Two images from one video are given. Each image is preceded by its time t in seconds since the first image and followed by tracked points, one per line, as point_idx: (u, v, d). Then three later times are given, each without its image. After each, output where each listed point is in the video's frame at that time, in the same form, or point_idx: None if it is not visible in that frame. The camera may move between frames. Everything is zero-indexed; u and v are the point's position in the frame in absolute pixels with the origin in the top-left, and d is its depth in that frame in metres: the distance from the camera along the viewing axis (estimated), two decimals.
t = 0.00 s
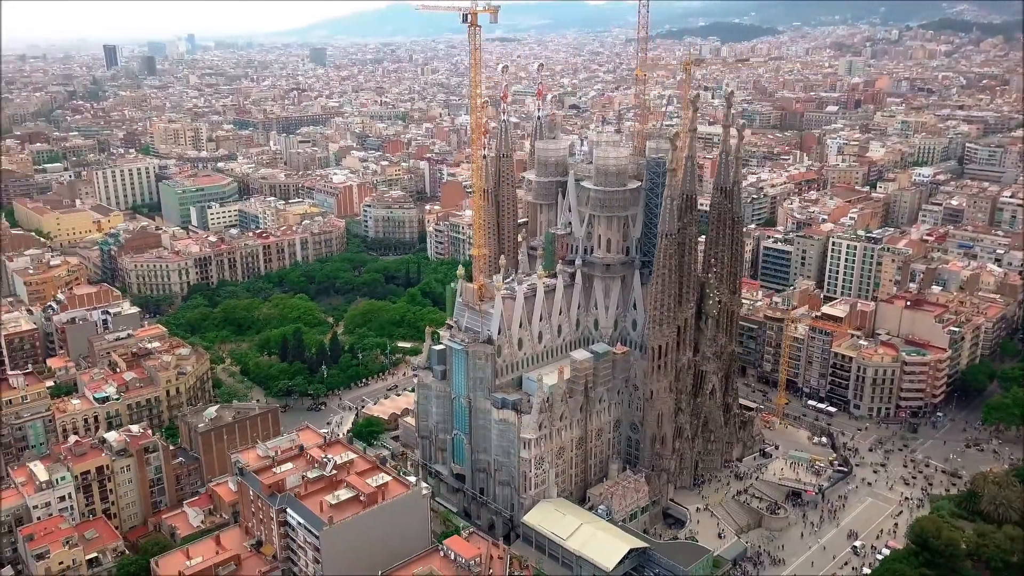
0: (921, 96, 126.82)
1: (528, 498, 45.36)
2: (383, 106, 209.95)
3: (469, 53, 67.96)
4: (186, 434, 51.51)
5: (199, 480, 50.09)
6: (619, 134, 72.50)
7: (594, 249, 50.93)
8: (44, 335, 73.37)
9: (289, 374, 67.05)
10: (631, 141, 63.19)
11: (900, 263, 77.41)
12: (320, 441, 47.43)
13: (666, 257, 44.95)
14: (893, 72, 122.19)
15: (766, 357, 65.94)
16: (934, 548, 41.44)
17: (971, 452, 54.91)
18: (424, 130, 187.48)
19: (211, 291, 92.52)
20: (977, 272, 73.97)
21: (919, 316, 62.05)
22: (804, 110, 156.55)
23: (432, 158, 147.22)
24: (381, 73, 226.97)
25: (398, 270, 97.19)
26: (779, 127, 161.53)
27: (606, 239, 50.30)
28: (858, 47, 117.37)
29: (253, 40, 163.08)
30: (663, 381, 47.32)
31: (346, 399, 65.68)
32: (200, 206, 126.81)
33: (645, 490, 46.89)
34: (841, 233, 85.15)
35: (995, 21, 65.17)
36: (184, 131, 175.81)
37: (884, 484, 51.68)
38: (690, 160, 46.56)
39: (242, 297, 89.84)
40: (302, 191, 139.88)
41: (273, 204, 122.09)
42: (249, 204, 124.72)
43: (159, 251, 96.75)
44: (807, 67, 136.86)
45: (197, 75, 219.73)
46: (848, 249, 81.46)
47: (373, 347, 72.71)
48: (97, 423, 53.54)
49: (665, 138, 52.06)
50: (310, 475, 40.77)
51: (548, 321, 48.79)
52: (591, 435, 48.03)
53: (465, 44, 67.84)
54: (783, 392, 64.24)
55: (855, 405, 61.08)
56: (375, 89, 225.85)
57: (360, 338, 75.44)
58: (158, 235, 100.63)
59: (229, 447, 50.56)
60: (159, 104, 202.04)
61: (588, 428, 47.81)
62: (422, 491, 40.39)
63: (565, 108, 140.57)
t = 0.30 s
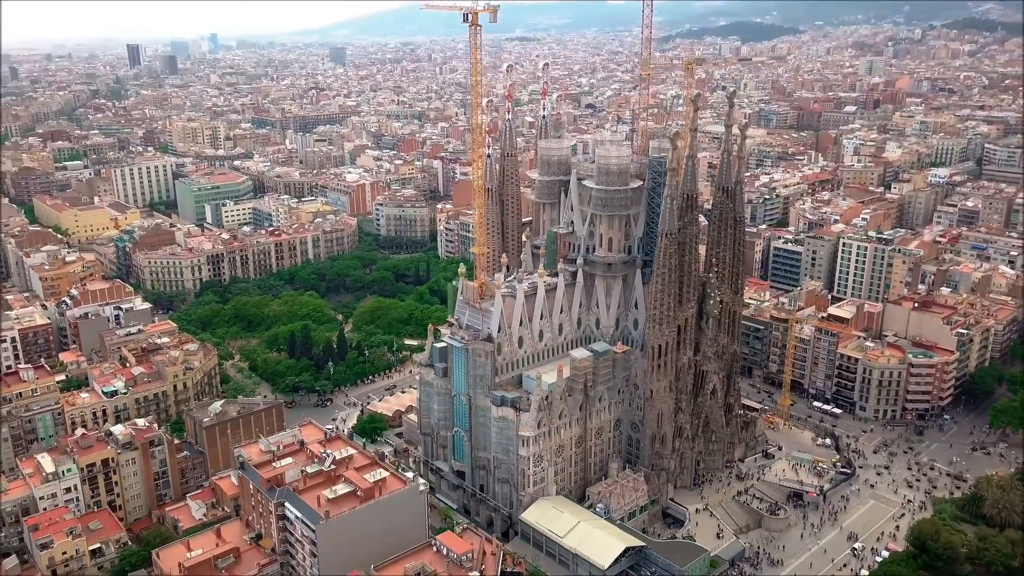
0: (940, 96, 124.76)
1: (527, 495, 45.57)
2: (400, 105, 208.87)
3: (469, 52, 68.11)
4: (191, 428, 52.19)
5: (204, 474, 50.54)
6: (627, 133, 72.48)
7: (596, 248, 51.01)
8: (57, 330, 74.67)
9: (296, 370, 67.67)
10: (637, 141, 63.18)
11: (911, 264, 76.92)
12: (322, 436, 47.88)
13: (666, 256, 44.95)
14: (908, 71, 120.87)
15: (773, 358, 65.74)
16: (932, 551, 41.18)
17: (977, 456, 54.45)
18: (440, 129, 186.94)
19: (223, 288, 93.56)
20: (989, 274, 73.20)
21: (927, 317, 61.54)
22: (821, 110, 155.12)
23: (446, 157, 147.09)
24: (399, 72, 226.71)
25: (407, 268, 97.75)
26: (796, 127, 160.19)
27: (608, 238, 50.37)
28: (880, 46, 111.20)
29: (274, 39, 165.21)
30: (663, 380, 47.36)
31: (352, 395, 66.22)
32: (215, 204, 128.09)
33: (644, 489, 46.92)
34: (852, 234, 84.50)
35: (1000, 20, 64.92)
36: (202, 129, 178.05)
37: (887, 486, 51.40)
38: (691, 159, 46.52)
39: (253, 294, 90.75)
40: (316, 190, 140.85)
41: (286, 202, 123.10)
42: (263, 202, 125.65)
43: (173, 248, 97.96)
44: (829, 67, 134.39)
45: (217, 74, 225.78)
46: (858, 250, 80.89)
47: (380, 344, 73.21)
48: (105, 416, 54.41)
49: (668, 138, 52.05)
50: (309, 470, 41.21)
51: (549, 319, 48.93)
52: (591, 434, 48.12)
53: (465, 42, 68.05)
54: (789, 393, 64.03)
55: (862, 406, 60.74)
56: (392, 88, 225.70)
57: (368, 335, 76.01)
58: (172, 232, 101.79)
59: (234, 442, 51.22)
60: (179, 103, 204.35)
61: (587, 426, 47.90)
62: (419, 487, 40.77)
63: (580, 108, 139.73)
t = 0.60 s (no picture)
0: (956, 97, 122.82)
1: (526, 493, 45.73)
2: (414, 105, 206.97)
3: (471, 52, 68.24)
4: (196, 423, 52.76)
5: (209, 469, 51.13)
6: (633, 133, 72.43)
7: (598, 247, 51.08)
8: (69, 325, 75.79)
9: (301, 367, 68.21)
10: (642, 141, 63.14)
11: (921, 265, 76.27)
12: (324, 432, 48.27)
13: (666, 256, 44.94)
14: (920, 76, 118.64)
15: (777, 359, 65.57)
16: (931, 554, 40.90)
17: (983, 459, 54.01)
18: (453, 129, 186.53)
19: (234, 285, 94.39)
20: (1000, 276, 72.37)
21: (933, 319, 61.09)
22: (836, 110, 153.95)
23: (457, 156, 146.95)
24: (414, 71, 226.40)
25: (416, 266, 98.16)
26: (811, 128, 159.17)
27: (609, 237, 50.45)
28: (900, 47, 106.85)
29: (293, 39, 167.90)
30: (663, 380, 47.34)
31: (357, 393, 66.66)
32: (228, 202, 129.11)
33: (643, 488, 46.92)
34: (862, 234, 83.90)
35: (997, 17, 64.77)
36: (218, 128, 179.97)
37: (890, 488, 51.14)
38: (691, 159, 46.54)
39: (263, 291, 91.58)
40: (328, 189, 141.57)
41: (298, 200, 123.86)
42: (275, 201, 126.39)
43: (184, 245, 98.93)
44: (846, 66, 131.10)
45: (235, 74, 227.20)
46: (868, 252, 80.41)
47: (386, 342, 73.59)
48: (112, 411, 55.31)
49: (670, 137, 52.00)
50: (308, 466, 41.59)
51: (549, 318, 49.08)
52: (590, 433, 48.19)
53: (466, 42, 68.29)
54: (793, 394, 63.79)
55: (866, 408, 60.43)
56: (407, 87, 225.48)
57: (374, 333, 76.40)
58: (184, 230, 102.66)
59: (238, 437, 51.73)
60: (196, 102, 206.40)
61: (587, 425, 47.97)
62: (417, 484, 41.04)
63: (594, 108, 139.15)
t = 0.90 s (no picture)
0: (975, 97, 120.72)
1: (524, 491, 45.89)
2: (430, 104, 206.27)
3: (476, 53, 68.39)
4: (202, 418, 53.44)
5: (213, 463, 51.81)
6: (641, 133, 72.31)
7: (599, 247, 51.14)
8: (82, 321, 77.00)
9: (308, 364, 68.90)
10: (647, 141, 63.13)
11: (932, 267, 75.43)
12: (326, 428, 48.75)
13: (666, 255, 44.97)
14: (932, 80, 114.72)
15: (783, 360, 65.32)
16: (929, 557, 40.64)
17: (988, 462, 53.54)
18: (469, 128, 186.21)
19: (245, 283, 95.41)
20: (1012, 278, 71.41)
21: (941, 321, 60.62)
22: (855, 111, 152.43)
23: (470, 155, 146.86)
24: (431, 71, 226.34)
25: (426, 265, 98.62)
26: (829, 128, 157.71)
27: (611, 237, 50.53)
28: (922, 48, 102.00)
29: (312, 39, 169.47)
30: (662, 379, 47.32)
31: (364, 389, 67.19)
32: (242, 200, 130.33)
33: (642, 488, 46.92)
34: (873, 236, 83.21)
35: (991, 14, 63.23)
36: (235, 127, 181.56)
37: (892, 491, 50.79)
38: (692, 159, 46.55)
39: (274, 289, 92.43)
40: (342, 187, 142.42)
41: (311, 199, 124.77)
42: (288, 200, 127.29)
43: (198, 243, 100.09)
44: (867, 67, 124.29)
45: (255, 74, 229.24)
46: (878, 253, 79.83)
47: (393, 340, 74.04)
48: (120, 405, 55.45)
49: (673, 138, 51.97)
50: (308, 461, 42.07)
51: (550, 317, 49.27)
52: (590, 432, 48.28)
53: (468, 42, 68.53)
54: (799, 395, 63.53)
55: (872, 410, 60.01)
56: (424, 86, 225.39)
57: (382, 331, 76.92)
58: (198, 227, 103.77)
59: (242, 432, 52.37)
60: (216, 101, 208.54)
61: (587, 424, 48.06)
62: (415, 480, 41.38)
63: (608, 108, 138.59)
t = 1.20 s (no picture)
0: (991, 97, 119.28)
1: (523, 489, 46.08)
2: (445, 104, 206.56)
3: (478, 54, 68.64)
4: (207, 414, 54.01)
5: (218, 459, 52.39)
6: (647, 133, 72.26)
7: (601, 246, 51.21)
8: (94, 317, 78.01)
9: (315, 362, 69.48)
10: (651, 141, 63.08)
11: (941, 269, 74.71)
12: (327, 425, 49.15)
13: (665, 255, 44.98)
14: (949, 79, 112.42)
15: (788, 361, 65.09)
16: (927, 559, 40.42)
17: (993, 466, 53.09)
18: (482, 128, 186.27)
19: (255, 281, 96.28)
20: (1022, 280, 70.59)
21: (947, 324, 60.11)
22: (871, 112, 151.28)
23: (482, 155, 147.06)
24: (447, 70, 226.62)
25: (435, 264, 99.06)
26: (843, 129, 156.85)
27: (613, 237, 50.63)
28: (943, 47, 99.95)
29: (330, 39, 170.92)
30: (662, 379, 47.30)
31: (369, 387, 67.63)
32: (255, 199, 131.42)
33: (641, 487, 46.89)
34: (883, 237, 82.66)
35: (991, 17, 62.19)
36: (251, 127, 183.03)
37: (895, 493, 50.46)
38: (692, 159, 46.64)
39: (283, 287, 93.15)
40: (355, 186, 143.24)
41: (322, 198, 125.63)
42: (300, 198, 128.23)
43: (209, 240, 101.07)
44: (885, 66, 131.19)
45: (272, 74, 231.80)
46: (887, 254, 79.24)
47: (399, 339, 74.43)
48: (128, 400, 56.60)
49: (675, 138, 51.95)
50: (307, 457, 42.46)
51: (551, 316, 49.42)
52: (590, 431, 48.33)
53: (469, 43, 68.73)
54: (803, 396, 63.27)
55: (877, 412, 59.63)
56: (439, 85, 225.64)
57: (389, 329, 77.36)
58: (210, 225, 104.72)
59: (246, 428, 52.88)
60: (232, 101, 210.49)
61: (586, 423, 48.14)
62: (413, 477, 41.65)
63: (620, 108, 138.50)
